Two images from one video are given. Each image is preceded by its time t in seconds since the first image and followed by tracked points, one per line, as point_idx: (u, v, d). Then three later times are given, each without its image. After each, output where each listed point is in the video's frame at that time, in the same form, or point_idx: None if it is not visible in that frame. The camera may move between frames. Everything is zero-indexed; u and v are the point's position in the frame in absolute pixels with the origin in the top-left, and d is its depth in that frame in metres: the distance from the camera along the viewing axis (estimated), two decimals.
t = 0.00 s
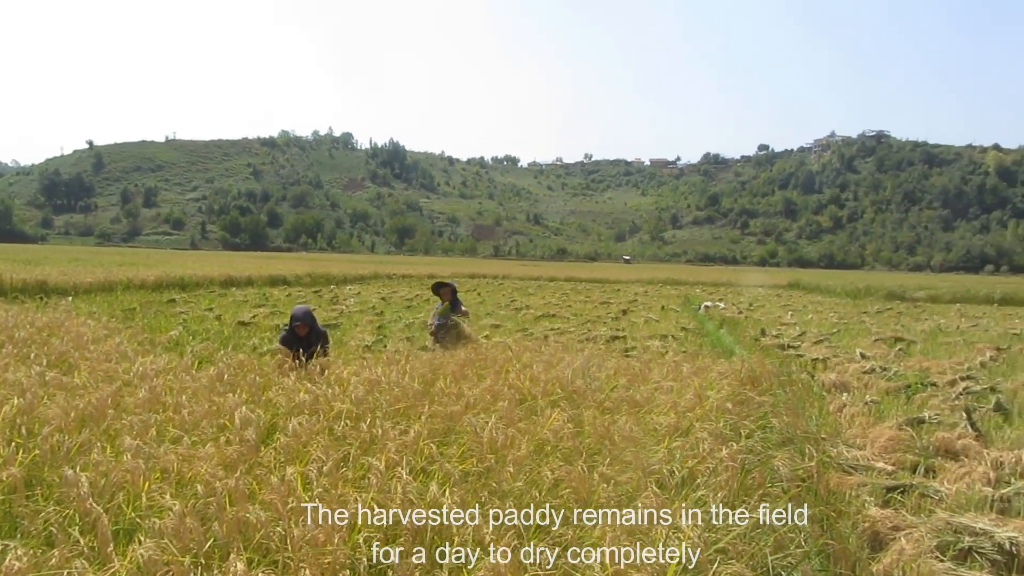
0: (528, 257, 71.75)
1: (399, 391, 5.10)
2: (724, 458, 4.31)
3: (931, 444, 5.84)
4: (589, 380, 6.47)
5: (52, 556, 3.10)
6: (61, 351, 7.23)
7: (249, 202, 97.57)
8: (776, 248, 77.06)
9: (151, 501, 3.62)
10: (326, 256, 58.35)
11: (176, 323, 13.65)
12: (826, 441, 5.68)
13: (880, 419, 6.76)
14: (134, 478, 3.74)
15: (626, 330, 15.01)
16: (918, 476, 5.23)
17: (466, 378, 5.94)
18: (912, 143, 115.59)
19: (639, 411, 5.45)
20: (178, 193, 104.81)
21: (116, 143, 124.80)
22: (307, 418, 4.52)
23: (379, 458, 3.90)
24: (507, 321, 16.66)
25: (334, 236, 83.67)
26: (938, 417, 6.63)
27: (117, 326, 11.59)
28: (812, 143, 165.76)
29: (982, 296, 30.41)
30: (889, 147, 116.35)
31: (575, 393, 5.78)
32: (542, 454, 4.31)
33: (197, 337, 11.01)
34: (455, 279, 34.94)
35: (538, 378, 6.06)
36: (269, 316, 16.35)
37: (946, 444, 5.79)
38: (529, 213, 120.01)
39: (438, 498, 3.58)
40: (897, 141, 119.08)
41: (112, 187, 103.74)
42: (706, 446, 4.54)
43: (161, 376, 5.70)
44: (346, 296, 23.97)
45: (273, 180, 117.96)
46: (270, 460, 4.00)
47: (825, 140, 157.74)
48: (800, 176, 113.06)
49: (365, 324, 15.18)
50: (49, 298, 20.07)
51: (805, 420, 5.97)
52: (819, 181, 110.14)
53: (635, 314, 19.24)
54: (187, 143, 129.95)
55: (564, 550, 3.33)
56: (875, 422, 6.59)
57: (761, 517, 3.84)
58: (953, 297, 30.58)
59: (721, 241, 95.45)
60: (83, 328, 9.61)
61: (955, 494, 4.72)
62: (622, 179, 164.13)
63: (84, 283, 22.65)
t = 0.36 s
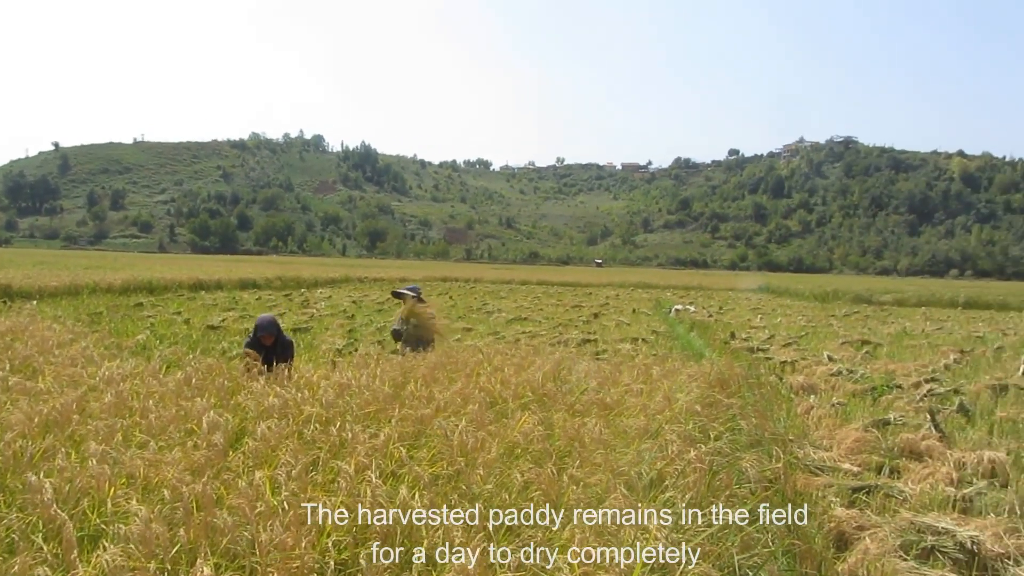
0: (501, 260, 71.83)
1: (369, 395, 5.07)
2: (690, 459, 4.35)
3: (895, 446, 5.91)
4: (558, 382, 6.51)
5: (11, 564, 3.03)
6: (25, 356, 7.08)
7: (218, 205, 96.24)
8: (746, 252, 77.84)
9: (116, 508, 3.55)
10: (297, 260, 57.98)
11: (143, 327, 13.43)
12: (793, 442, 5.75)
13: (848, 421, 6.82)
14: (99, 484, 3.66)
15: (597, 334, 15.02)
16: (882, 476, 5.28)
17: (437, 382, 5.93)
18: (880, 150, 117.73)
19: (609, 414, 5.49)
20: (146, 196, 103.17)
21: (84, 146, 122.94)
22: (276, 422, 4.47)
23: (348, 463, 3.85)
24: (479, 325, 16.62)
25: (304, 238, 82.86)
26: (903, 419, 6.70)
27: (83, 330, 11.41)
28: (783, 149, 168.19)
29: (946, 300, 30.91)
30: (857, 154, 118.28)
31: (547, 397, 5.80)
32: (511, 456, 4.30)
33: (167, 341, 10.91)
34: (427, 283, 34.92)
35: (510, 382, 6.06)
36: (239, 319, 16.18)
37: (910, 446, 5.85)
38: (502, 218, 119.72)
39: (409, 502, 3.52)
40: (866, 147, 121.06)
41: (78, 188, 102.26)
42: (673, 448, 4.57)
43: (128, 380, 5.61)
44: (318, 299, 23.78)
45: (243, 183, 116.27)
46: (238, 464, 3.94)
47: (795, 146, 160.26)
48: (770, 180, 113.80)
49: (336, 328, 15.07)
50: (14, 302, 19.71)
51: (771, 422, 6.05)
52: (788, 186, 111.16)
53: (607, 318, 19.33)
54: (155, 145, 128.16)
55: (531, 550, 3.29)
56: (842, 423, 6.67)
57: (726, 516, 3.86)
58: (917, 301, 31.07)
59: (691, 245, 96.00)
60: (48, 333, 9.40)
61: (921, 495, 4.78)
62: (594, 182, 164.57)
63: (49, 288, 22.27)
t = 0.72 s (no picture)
0: (470, 263, 71.84)
1: (336, 397, 5.04)
2: (655, 460, 4.38)
3: (858, 447, 5.97)
4: (526, 384, 6.53)
5: None
6: None
7: (183, 207, 94.81)
8: (715, 257, 78.76)
9: (77, 511, 3.48)
10: (265, 262, 57.59)
11: (107, 330, 13.21)
12: (759, 444, 5.81)
13: (812, 422, 6.90)
14: (59, 489, 3.57)
15: (566, 336, 15.07)
16: (844, 477, 5.35)
17: (405, 384, 5.92)
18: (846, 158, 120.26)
19: (577, 415, 5.50)
20: (110, 197, 101.37)
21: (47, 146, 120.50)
22: (241, 425, 4.43)
23: (314, 466, 3.80)
24: (448, 327, 16.59)
25: (272, 241, 82.72)
26: (866, 420, 6.78)
27: (43, 332, 11.23)
28: (752, 155, 170.90)
29: (909, 304, 31.48)
30: (824, 161, 120.73)
31: (514, 398, 5.82)
32: (478, 458, 4.29)
33: (130, 344, 10.80)
34: (397, 285, 34.97)
35: (478, 384, 6.07)
36: (205, 322, 15.99)
37: (872, 447, 5.93)
38: (472, 220, 119.70)
39: (375, 505, 3.48)
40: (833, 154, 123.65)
41: (42, 189, 100.16)
42: (638, 449, 4.59)
43: (89, 383, 5.49)
44: (285, 302, 23.63)
45: (210, 185, 114.71)
46: (201, 468, 3.88)
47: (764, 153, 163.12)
48: (737, 184, 115.04)
49: (303, 331, 14.96)
50: None
51: (737, 423, 6.11)
52: (755, 191, 112.24)
53: (576, 320, 19.44)
54: (120, 145, 126.21)
55: (496, 549, 3.30)
56: (807, 425, 6.75)
57: (688, 514, 3.89)
58: (880, 304, 31.59)
59: (661, 249, 96.65)
60: (5, 335, 9.19)
61: (881, 495, 4.85)
62: (565, 186, 165.56)
63: (8, 290, 21.84)
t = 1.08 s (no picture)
0: (440, 265, 71.81)
1: (302, 399, 4.99)
2: (621, 458, 4.40)
3: (823, 446, 6.04)
4: (494, 386, 6.52)
5: None
6: None
7: (151, 208, 93.31)
8: (685, 260, 79.40)
9: (35, 516, 3.40)
10: (232, 262, 57.13)
11: (69, 332, 12.97)
12: (726, 445, 5.84)
13: (778, 422, 6.98)
14: (18, 494, 3.49)
15: (536, 338, 15.10)
16: (809, 476, 5.41)
17: (373, 385, 5.89)
18: (813, 163, 122.44)
19: (545, 417, 5.50)
20: (74, 198, 99.28)
21: (9, 146, 117.54)
22: (207, 428, 4.36)
23: (280, 468, 3.77)
24: (418, 330, 16.53)
25: (241, 242, 82.59)
26: (830, 421, 6.87)
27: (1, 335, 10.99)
28: (723, 158, 173.13)
29: (874, 306, 31.98)
30: (790, 164, 122.86)
31: (482, 399, 5.82)
32: (445, 459, 4.28)
33: (94, 347, 10.63)
34: (366, 286, 34.89)
35: (446, 385, 6.06)
36: (171, 324, 15.78)
37: (836, 447, 6.00)
38: (443, 221, 119.50)
39: (342, 509, 3.44)
40: (800, 158, 125.84)
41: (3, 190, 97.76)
42: (605, 449, 4.61)
43: (51, 387, 5.39)
44: (253, 304, 23.38)
45: (177, 186, 112.89)
46: (166, 471, 3.81)
47: (734, 156, 165.25)
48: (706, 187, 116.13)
49: (271, 333, 14.85)
50: None
51: (705, 424, 6.16)
52: (725, 194, 113.20)
53: (547, 323, 19.46)
54: (85, 146, 123.82)
55: (464, 552, 3.29)
56: (774, 425, 6.82)
57: (655, 514, 3.89)
58: (847, 306, 32.05)
59: (631, 251, 97.06)
60: None
61: (844, 494, 4.91)
62: (537, 188, 166.15)
63: None
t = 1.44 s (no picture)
0: (416, 265, 71.58)
1: (274, 399, 4.95)
2: (592, 456, 4.41)
3: (794, 443, 6.08)
4: (468, 385, 6.52)
5: None
6: None
7: (122, 208, 92.06)
8: (660, 259, 79.65)
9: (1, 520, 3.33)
10: (203, 263, 56.72)
11: (38, 335, 12.80)
12: (699, 442, 5.88)
13: (750, 420, 7.02)
14: None
15: (511, 338, 15.08)
16: (781, 472, 5.43)
17: (348, 386, 5.86)
18: (785, 163, 123.94)
19: (519, 415, 5.49)
20: (44, 198, 97.61)
21: None
22: (177, 429, 4.32)
23: (251, 470, 3.73)
24: (393, 329, 16.47)
25: (214, 243, 82.25)
26: (802, 418, 6.92)
27: None
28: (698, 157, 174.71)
29: (846, 304, 32.27)
30: (763, 163, 124.16)
31: (455, 398, 5.81)
32: (417, 458, 4.27)
33: (64, 349, 10.52)
34: (340, 287, 34.76)
35: (421, 385, 6.03)
36: (143, 326, 15.63)
37: (808, 444, 6.04)
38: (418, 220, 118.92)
39: (311, 507, 3.42)
40: (773, 159, 127.27)
41: None
42: (578, 447, 4.61)
43: (18, 389, 5.31)
44: (227, 305, 23.21)
45: (149, 186, 111.23)
46: (135, 474, 3.76)
47: (709, 155, 166.87)
48: (681, 187, 116.88)
49: (245, 335, 14.75)
50: None
51: (678, 424, 6.20)
52: (699, 194, 113.12)
53: (522, 322, 19.48)
54: (54, 145, 121.78)
55: (437, 552, 3.27)
56: (747, 422, 6.86)
57: (625, 509, 3.90)
58: (819, 305, 32.33)
59: (607, 250, 97.24)
60: None
61: (816, 490, 4.91)
62: (512, 188, 166.26)
63: None
